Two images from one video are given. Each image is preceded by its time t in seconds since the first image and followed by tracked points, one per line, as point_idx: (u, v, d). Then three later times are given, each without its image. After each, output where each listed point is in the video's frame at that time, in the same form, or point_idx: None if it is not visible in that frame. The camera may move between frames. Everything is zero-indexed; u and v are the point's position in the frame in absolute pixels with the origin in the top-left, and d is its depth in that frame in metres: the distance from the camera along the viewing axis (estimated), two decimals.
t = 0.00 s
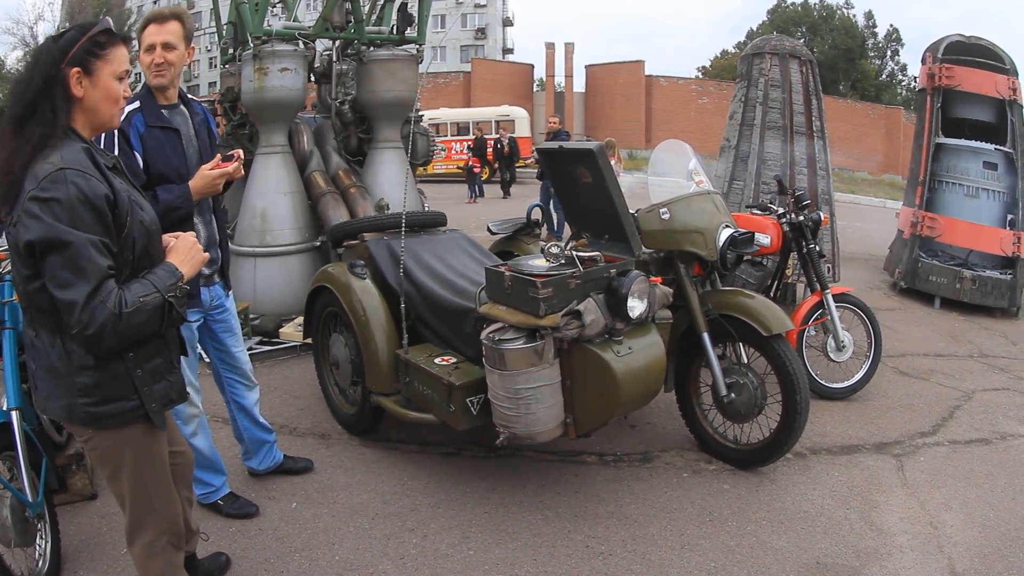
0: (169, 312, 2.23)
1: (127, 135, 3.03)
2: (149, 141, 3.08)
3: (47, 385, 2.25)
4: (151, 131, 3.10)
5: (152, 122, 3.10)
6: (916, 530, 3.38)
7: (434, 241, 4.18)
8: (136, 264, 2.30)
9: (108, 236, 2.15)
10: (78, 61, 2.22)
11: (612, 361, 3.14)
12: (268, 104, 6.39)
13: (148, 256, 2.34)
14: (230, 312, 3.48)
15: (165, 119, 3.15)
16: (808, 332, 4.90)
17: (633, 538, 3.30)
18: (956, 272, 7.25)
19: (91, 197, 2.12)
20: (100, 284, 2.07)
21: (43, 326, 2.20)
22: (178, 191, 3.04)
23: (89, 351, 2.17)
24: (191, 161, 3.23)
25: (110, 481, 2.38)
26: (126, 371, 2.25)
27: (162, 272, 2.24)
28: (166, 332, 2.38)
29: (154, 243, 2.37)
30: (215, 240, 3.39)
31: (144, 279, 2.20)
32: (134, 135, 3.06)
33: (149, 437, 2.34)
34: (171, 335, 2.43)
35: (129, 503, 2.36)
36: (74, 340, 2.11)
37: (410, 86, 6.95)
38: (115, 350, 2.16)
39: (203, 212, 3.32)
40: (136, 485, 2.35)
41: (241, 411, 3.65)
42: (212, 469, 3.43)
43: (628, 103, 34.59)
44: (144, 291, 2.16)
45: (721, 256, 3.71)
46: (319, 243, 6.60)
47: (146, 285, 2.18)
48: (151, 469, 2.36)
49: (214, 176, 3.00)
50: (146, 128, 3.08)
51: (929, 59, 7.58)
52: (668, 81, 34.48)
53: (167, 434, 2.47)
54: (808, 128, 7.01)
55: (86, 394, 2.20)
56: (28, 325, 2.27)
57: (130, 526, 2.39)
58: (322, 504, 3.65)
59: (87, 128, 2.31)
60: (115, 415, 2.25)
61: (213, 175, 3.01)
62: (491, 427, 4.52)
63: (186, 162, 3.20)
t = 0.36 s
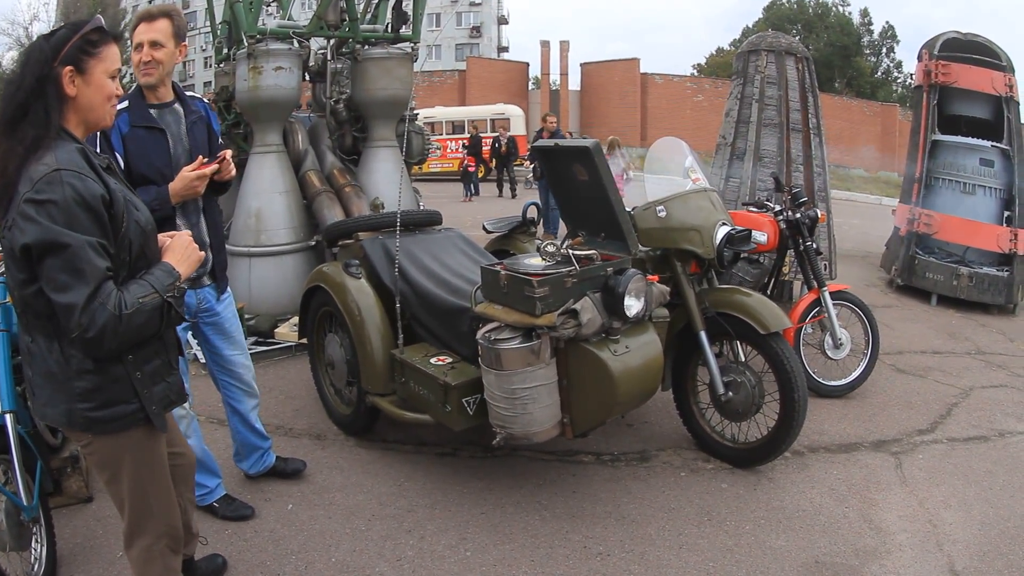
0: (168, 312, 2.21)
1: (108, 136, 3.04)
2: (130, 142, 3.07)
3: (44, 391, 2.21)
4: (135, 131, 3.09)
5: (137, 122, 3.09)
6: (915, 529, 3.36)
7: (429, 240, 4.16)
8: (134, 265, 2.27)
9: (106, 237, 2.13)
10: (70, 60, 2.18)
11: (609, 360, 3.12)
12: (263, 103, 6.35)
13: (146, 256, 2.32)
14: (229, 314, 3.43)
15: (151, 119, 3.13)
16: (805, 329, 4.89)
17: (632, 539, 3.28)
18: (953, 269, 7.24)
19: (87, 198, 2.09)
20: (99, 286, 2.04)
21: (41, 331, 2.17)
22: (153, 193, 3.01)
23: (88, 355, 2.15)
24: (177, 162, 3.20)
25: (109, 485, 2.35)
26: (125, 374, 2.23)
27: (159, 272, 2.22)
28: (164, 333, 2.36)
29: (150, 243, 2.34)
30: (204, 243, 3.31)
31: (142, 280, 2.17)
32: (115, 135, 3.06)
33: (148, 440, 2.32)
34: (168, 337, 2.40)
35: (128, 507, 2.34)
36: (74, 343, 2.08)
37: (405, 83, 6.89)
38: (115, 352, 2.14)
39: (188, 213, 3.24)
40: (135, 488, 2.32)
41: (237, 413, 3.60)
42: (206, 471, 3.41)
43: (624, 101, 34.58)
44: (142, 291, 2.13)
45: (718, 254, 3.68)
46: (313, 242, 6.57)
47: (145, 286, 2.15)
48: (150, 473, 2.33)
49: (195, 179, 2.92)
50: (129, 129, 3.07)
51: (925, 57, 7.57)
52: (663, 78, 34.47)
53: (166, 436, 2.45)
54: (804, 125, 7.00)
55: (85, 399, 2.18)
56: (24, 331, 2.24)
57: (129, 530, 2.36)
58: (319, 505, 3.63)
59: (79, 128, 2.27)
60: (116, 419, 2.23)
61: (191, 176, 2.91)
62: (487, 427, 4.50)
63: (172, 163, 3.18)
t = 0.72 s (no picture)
0: (164, 309, 2.18)
1: (105, 134, 3.01)
2: (129, 140, 3.04)
3: (41, 388, 2.18)
4: (133, 130, 3.06)
5: (136, 121, 3.06)
6: (913, 526, 3.35)
7: (423, 239, 4.13)
8: (131, 261, 2.24)
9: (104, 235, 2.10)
10: (76, 59, 2.15)
11: (604, 359, 3.10)
12: (255, 103, 6.32)
13: (144, 254, 2.28)
14: (228, 315, 3.39)
15: (151, 118, 3.10)
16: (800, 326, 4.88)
17: (628, 538, 3.26)
18: (948, 266, 7.24)
19: (85, 195, 2.06)
20: (96, 284, 2.01)
21: (37, 328, 2.14)
22: (150, 195, 2.99)
23: (85, 352, 2.12)
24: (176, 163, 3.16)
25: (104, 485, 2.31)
26: (121, 371, 2.20)
27: (156, 269, 2.19)
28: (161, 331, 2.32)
29: (147, 239, 2.30)
30: (200, 242, 3.24)
31: (139, 277, 2.14)
32: (114, 133, 3.03)
33: (145, 437, 2.29)
34: (165, 334, 2.37)
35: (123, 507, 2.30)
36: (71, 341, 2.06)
37: (398, 82, 6.88)
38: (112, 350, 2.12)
39: (184, 214, 3.16)
40: (132, 488, 2.29)
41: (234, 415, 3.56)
42: (200, 473, 3.37)
43: (617, 99, 34.55)
44: (140, 288, 2.10)
45: (712, 251, 3.69)
46: (307, 242, 6.54)
47: (142, 283, 2.13)
48: (146, 471, 2.30)
49: (192, 181, 2.92)
50: (128, 127, 3.05)
51: (919, 53, 7.56)
52: (657, 76, 34.47)
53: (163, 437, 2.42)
54: (799, 122, 7.00)
55: (83, 397, 2.15)
56: (21, 329, 2.21)
57: (124, 529, 2.33)
58: (313, 507, 3.60)
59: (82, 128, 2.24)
60: (114, 416, 2.19)
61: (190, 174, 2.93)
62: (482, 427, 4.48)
63: (169, 163, 3.14)
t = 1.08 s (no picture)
0: (165, 318, 2.14)
1: (128, 133, 2.97)
2: (152, 140, 3.01)
3: (41, 388, 2.17)
4: (155, 130, 3.02)
5: (157, 121, 3.03)
6: (915, 528, 3.34)
7: (420, 244, 4.11)
8: (130, 264, 2.22)
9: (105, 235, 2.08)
10: (83, 63, 2.15)
11: (604, 364, 3.08)
12: (251, 108, 6.29)
13: (143, 256, 2.26)
14: (240, 318, 3.39)
15: (172, 119, 3.07)
16: (799, 328, 4.87)
17: (629, 544, 3.24)
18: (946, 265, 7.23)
19: (86, 195, 2.04)
20: (94, 279, 1.99)
21: (38, 328, 2.13)
22: (173, 195, 2.99)
23: (85, 351, 2.11)
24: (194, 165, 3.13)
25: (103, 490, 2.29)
26: (120, 372, 2.18)
27: (159, 279, 2.16)
28: (161, 338, 2.28)
29: (147, 242, 2.28)
30: (218, 242, 3.24)
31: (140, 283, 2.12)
32: (136, 132, 2.99)
33: (144, 437, 2.26)
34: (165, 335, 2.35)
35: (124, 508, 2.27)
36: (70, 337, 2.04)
37: (394, 86, 6.84)
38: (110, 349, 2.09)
39: (204, 215, 3.18)
40: (130, 488, 2.27)
41: (240, 422, 3.51)
42: (201, 480, 3.34)
43: (613, 100, 34.56)
44: (140, 290, 2.08)
45: (712, 254, 3.66)
46: (304, 247, 6.52)
47: (143, 287, 2.10)
48: (145, 472, 2.28)
49: (216, 183, 2.93)
50: (150, 127, 3.01)
51: (916, 53, 7.57)
52: (653, 77, 34.48)
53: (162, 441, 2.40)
54: (796, 123, 7.01)
55: (82, 394, 2.13)
56: (21, 329, 2.19)
57: (123, 529, 2.30)
58: (312, 514, 3.58)
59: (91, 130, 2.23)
60: (108, 416, 2.16)
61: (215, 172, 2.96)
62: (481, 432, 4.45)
63: (190, 163, 3.11)
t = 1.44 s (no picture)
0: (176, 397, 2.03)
1: (156, 131, 2.93)
2: (178, 141, 2.98)
3: (39, 381, 2.16)
4: (181, 130, 2.99)
5: (183, 122, 3.00)
6: (916, 529, 3.32)
7: (418, 246, 4.09)
8: (128, 259, 2.21)
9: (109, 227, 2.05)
10: (71, 67, 2.13)
11: (603, 366, 3.07)
12: (249, 110, 6.28)
13: (139, 253, 2.25)
14: (246, 320, 3.41)
15: (196, 122, 3.04)
16: (799, 329, 4.85)
17: (629, 547, 3.22)
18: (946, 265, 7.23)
19: (88, 185, 2.05)
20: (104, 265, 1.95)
21: (38, 323, 2.12)
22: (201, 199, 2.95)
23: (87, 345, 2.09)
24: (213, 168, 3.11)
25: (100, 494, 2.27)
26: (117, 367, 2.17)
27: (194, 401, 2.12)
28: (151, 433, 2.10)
29: (144, 238, 2.27)
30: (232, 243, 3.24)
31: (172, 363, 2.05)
32: (164, 132, 2.95)
33: (140, 431, 2.26)
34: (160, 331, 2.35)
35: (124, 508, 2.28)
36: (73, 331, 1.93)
37: (392, 87, 6.84)
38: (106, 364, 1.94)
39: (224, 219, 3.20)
40: (128, 485, 2.27)
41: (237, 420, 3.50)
42: (206, 483, 3.32)
43: (611, 101, 34.56)
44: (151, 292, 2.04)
45: (712, 255, 3.65)
46: (302, 249, 6.50)
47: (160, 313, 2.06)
48: (143, 469, 2.28)
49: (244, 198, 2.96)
50: (176, 127, 2.98)
51: (914, 52, 7.56)
52: (650, 78, 34.48)
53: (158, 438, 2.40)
54: (794, 123, 7.00)
55: (80, 388, 2.12)
56: (21, 324, 2.18)
57: (120, 529, 2.31)
58: (311, 518, 3.56)
59: (83, 131, 2.22)
60: (106, 409, 2.16)
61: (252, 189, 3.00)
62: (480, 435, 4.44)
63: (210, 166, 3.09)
